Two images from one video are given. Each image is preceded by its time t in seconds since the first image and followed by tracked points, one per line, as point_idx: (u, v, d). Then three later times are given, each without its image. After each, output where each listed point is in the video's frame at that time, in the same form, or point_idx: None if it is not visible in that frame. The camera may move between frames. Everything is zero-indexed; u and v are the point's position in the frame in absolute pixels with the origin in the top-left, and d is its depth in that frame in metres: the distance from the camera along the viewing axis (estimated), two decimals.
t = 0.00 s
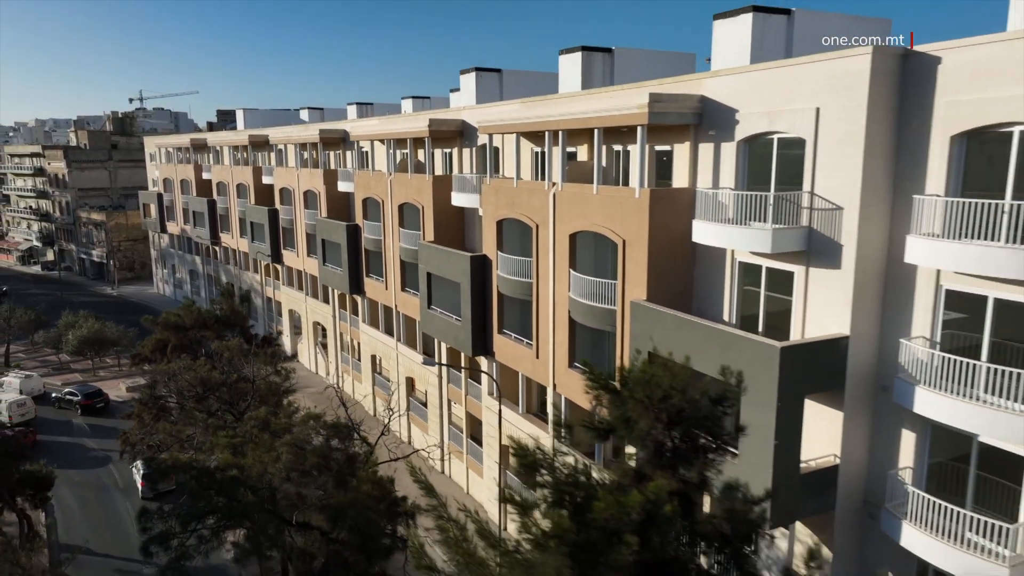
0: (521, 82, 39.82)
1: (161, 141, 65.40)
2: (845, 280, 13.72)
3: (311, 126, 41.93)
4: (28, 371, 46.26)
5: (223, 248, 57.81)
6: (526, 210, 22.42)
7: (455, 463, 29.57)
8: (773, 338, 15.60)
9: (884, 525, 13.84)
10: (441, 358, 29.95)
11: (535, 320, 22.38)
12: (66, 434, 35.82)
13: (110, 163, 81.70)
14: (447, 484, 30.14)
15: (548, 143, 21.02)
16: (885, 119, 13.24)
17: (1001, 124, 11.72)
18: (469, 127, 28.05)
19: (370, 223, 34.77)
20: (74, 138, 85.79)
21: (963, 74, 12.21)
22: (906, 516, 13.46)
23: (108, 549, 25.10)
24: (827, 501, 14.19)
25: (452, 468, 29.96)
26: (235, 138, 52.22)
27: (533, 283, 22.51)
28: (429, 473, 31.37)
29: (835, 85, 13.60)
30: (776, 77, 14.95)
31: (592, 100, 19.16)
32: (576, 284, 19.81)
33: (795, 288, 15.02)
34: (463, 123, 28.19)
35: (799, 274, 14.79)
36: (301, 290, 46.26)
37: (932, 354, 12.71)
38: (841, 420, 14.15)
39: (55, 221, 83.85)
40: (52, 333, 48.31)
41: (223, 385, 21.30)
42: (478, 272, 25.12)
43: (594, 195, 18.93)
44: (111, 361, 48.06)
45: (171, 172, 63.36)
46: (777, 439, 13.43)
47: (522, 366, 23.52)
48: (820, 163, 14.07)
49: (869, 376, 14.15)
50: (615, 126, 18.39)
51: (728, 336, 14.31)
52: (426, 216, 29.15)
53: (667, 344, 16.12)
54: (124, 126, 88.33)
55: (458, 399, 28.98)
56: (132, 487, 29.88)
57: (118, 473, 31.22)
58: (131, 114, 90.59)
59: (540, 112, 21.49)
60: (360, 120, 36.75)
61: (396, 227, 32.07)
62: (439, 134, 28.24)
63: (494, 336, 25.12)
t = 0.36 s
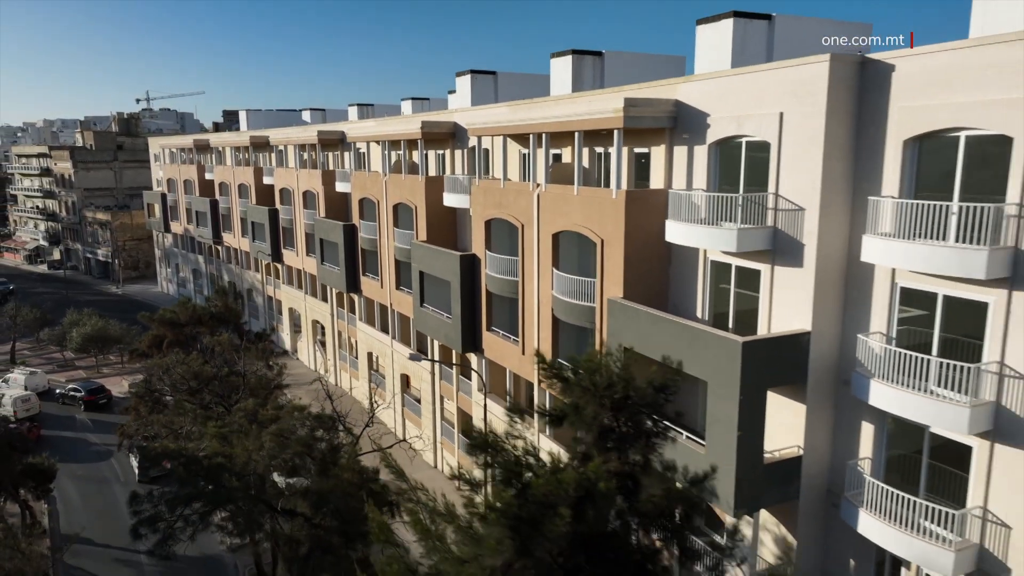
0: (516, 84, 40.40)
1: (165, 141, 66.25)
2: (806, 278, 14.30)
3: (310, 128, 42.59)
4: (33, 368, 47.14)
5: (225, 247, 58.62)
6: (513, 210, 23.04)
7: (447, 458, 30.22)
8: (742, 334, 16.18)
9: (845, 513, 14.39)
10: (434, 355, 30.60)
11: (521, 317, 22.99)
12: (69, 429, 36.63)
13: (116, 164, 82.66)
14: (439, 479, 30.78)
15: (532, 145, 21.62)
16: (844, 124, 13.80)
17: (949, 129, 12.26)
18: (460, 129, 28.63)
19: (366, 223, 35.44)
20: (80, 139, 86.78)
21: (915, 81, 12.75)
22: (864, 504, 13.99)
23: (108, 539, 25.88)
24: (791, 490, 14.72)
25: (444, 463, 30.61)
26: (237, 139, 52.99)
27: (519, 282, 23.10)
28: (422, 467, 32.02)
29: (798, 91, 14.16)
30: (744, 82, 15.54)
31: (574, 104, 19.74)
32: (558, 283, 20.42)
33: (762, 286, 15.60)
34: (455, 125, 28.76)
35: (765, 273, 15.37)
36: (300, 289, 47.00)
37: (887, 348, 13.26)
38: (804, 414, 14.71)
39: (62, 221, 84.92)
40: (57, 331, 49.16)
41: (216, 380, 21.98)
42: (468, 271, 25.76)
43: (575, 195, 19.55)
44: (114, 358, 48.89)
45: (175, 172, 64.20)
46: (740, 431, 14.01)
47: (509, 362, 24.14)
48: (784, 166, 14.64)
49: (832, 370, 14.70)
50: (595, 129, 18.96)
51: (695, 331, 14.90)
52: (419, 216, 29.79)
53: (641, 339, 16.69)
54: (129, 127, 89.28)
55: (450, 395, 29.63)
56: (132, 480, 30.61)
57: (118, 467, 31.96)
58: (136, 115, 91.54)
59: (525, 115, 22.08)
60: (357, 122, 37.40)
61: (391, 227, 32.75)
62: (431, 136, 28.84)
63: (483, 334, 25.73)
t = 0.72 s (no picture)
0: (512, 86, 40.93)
1: (169, 142, 67.07)
2: (772, 276, 14.86)
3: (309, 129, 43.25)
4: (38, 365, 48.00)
5: (227, 246, 59.42)
6: (500, 211, 23.66)
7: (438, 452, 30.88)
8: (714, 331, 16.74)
9: (809, 502, 14.93)
10: (427, 352, 31.26)
11: (508, 315, 23.59)
12: (72, 424, 37.44)
13: (121, 164, 83.56)
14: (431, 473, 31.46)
15: (519, 147, 22.20)
16: (807, 128, 14.35)
17: (902, 133, 12.79)
18: (453, 131, 29.17)
19: (362, 223, 36.09)
20: (85, 139, 87.71)
21: (871, 86, 13.29)
22: (827, 494, 14.54)
23: (108, 530, 26.61)
24: (759, 480, 15.26)
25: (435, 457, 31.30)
26: (238, 140, 53.72)
27: (506, 280, 23.73)
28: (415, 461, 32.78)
29: (763, 96, 14.72)
30: (715, 88, 16.10)
31: (557, 107, 20.32)
32: (542, 281, 21.02)
33: (733, 284, 16.16)
34: (448, 126, 29.26)
35: (735, 271, 15.94)
36: (299, 287, 47.77)
37: (847, 343, 13.80)
38: (770, 406, 15.27)
39: (68, 220, 85.99)
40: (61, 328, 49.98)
41: (211, 374, 22.69)
42: (458, 270, 26.39)
43: (558, 196, 20.17)
44: (118, 355, 49.71)
45: (178, 172, 65.02)
46: (707, 422, 14.58)
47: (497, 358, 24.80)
48: (751, 169, 15.22)
49: (797, 365, 15.24)
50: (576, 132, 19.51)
51: (665, 327, 15.49)
52: (413, 216, 30.41)
53: (617, 335, 17.26)
54: (134, 127, 90.15)
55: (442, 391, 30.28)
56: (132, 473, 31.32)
57: (119, 461, 32.67)
58: (141, 115, 92.48)
59: (512, 118, 22.67)
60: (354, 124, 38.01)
61: (386, 226, 33.40)
62: (425, 138, 29.40)
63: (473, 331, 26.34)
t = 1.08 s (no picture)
0: (507, 88, 41.49)
1: (172, 143, 67.85)
2: (741, 274, 15.41)
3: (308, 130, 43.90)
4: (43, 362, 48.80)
5: (229, 245, 60.16)
6: (489, 211, 24.23)
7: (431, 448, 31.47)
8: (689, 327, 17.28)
9: (776, 493, 15.48)
10: (420, 350, 31.88)
11: (496, 313, 24.15)
12: (75, 420, 38.18)
13: (125, 164, 84.49)
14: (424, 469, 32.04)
15: (506, 149, 22.76)
16: (774, 132, 14.88)
17: (861, 137, 13.31)
18: (445, 133, 29.73)
19: (359, 223, 36.72)
20: (90, 140, 88.66)
21: (833, 92, 13.82)
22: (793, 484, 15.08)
23: (108, 522, 27.29)
24: (729, 471, 15.78)
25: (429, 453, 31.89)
26: (240, 141, 54.42)
27: (494, 279, 24.30)
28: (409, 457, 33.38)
29: (732, 101, 15.26)
30: (689, 93, 16.65)
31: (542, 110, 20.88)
32: (527, 279, 21.59)
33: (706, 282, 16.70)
34: (440, 129, 29.84)
35: (708, 269, 16.48)
36: (299, 286, 48.43)
37: (810, 339, 14.34)
38: (740, 400, 15.81)
39: (73, 220, 86.96)
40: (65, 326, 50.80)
41: (203, 369, 23.41)
42: (449, 269, 26.98)
43: (542, 197, 20.72)
44: (120, 353, 50.48)
45: (181, 173, 65.81)
46: (677, 415, 15.15)
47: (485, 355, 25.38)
48: (722, 171, 15.77)
49: (767, 361, 15.75)
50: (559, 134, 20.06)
51: (639, 324, 16.05)
52: (407, 216, 31.02)
53: (595, 332, 17.84)
54: (138, 128, 90.94)
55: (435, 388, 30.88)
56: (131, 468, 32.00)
57: (119, 455, 33.35)
58: (145, 116, 93.37)
59: (500, 121, 23.23)
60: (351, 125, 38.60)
61: (381, 226, 34.04)
62: (418, 139, 29.98)
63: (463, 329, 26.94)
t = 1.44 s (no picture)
0: (503, 90, 42.02)
1: (175, 143, 68.59)
2: (713, 273, 15.94)
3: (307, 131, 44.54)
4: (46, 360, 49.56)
5: (230, 245, 60.87)
6: (478, 211, 24.80)
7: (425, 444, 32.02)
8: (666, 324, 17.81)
9: (747, 484, 16.01)
10: (415, 347, 32.45)
11: (485, 311, 24.73)
12: (77, 416, 38.89)
13: (129, 164, 85.32)
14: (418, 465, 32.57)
15: (494, 151, 23.30)
16: (744, 135, 15.41)
17: (824, 140, 13.82)
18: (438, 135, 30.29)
19: (355, 223, 37.33)
20: (95, 140, 89.53)
21: (797, 98, 14.35)
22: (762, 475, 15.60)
23: (108, 515, 27.92)
24: (703, 463, 16.30)
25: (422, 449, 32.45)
26: (240, 142, 55.09)
27: (483, 277, 24.87)
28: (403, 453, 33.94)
29: (704, 105, 15.80)
30: (666, 97, 17.18)
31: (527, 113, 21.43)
32: (513, 278, 22.15)
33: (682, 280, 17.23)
34: (433, 130, 30.40)
35: (683, 268, 17.01)
36: (298, 285, 49.05)
37: (777, 336, 14.86)
38: (713, 395, 16.34)
39: (78, 220, 87.86)
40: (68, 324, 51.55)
41: (198, 364, 24.20)
42: (441, 268, 27.55)
43: (527, 198, 21.28)
44: (122, 351, 51.22)
45: (184, 173, 66.55)
46: (650, 408, 15.73)
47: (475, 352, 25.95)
48: (695, 172, 16.30)
49: (739, 357, 16.26)
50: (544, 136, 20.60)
51: (615, 320, 16.63)
52: (401, 216, 31.61)
53: (576, 329, 18.41)
54: (142, 128, 91.71)
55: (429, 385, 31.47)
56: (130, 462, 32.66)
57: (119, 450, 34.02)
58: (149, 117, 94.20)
59: (489, 123, 23.79)
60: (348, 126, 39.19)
61: (377, 226, 34.66)
62: (412, 141, 30.54)
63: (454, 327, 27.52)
